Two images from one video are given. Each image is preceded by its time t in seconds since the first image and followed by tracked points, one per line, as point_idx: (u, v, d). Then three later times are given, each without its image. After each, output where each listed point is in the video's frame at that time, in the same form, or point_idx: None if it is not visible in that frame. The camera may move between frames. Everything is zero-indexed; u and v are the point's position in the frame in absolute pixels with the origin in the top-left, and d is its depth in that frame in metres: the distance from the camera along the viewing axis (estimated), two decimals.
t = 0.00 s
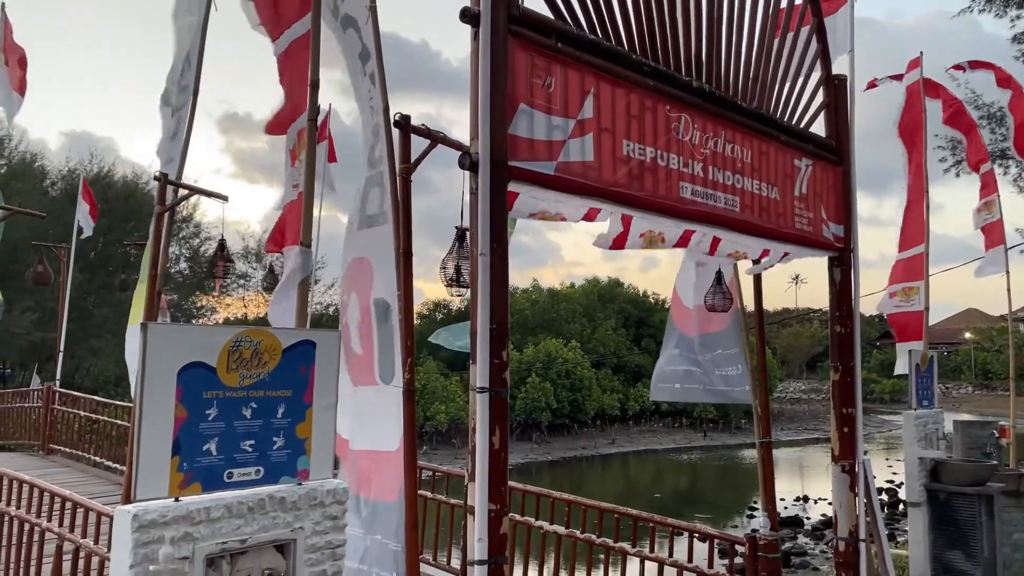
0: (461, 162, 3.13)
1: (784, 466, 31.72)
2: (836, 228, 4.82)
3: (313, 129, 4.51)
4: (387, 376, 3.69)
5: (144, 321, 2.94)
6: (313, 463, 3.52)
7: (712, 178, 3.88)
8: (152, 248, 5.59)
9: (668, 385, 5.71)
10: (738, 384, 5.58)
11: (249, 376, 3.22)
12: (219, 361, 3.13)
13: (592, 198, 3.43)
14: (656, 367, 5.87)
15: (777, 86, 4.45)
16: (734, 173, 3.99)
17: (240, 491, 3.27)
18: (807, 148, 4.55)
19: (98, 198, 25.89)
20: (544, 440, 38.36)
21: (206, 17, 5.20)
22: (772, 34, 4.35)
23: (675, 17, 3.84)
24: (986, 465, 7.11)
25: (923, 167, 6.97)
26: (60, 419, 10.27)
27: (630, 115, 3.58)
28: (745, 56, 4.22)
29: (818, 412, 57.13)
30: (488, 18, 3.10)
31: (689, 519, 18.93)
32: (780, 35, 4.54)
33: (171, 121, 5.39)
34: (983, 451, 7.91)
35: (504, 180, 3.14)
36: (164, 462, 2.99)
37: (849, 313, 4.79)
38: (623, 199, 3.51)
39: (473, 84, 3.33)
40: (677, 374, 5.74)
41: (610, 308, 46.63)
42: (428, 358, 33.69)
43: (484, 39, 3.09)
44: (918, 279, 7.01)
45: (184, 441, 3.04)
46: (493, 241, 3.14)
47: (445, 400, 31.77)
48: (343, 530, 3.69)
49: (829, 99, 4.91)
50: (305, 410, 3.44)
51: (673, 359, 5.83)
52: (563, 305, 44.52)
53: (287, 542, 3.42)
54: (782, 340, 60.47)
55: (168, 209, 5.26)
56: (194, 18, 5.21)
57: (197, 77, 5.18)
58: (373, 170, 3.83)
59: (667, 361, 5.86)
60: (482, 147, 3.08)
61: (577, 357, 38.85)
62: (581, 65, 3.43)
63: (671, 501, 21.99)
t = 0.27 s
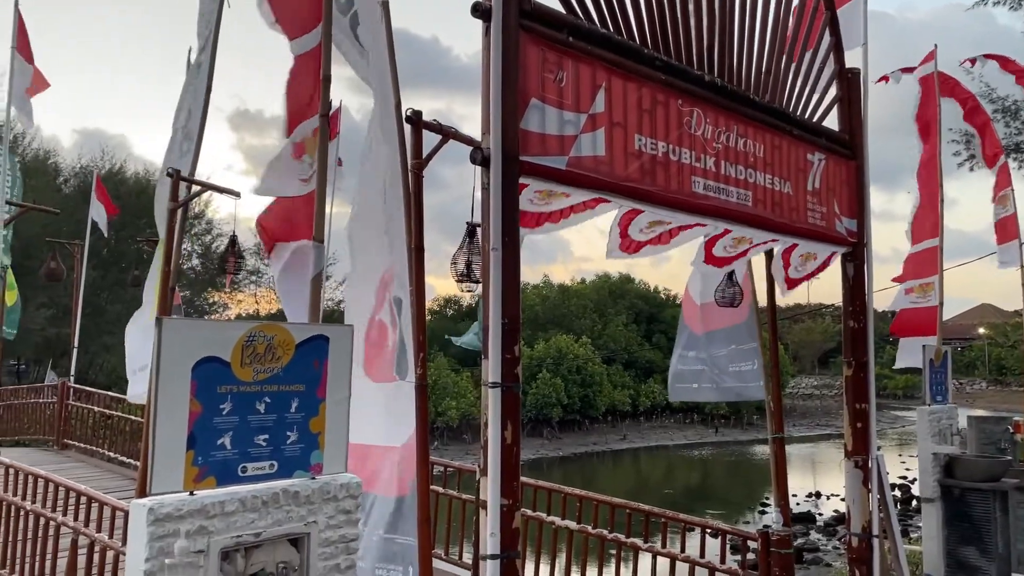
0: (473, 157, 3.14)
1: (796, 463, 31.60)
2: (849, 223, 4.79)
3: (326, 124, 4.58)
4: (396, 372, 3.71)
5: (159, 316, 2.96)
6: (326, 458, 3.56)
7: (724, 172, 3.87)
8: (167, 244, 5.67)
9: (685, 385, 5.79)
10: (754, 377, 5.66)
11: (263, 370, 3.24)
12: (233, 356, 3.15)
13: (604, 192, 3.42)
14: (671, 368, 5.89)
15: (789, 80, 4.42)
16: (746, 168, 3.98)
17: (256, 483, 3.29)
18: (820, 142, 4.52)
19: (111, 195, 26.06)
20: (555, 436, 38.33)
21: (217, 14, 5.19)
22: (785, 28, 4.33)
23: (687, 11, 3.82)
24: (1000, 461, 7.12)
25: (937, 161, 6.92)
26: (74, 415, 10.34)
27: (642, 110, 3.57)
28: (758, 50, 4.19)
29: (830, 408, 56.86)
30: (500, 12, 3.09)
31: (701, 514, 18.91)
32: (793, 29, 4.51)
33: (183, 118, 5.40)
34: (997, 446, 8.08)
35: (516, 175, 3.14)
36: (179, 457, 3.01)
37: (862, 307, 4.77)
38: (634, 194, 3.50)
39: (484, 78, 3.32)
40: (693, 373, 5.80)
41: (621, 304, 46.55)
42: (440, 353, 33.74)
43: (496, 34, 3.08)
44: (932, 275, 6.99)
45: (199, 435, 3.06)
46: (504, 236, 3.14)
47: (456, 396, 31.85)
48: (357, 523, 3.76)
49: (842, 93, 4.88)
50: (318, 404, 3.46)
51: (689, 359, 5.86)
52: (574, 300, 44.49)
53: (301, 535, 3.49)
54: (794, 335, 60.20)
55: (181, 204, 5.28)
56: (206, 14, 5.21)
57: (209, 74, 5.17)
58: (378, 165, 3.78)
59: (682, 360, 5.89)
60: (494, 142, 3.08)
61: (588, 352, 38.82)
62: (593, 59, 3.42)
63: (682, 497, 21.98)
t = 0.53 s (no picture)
0: (485, 153, 3.14)
1: (809, 459, 31.45)
2: (862, 218, 4.77)
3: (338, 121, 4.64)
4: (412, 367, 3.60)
5: (174, 313, 3.07)
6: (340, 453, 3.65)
7: (736, 167, 3.85)
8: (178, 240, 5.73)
9: (700, 386, 5.68)
10: (767, 372, 5.54)
11: (276, 365, 3.32)
12: (247, 353, 3.25)
13: (615, 187, 3.41)
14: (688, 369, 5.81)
15: (802, 73, 4.40)
16: (758, 162, 3.96)
17: (270, 478, 3.38)
18: (832, 137, 4.50)
19: (124, 192, 26.26)
20: (565, 432, 38.37)
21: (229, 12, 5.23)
22: (798, 21, 4.30)
23: (698, 5, 3.81)
24: (1015, 458, 7.21)
25: (951, 155, 6.83)
26: (89, 410, 10.40)
27: (654, 104, 3.56)
28: (769, 43, 4.18)
29: (843, 404, 56.58)
30: (511, 6, 3.08)
31: (714, 510, 18.84)
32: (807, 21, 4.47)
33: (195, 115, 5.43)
34: (1011, 442, 8.11)
35: (528, 170, 3.14)
36: (194, 452, 3.11)
37: (876, 302, 4.75)
38: (646, 188, 3.49)
39: (495, 74, 3.32)
40: (706, 374, 5.72)
41: (632, 300, 46.47)
42: (450, 349, 33.82)
43: (507, 27, 3.08)
44: (948, 269, 6.87)
45: (214, 429, 3.16)
46: (516, 232, 3.13)
47: (467, 392, 31.91)
48: (368, 517, 3.95)
49: (855, 86, 4.85)
50: (331, 399, 3.54)
51: (703, 360, 5.79)
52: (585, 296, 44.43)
53: (314, 530, 3.65)
54: (807, 330, 59.91)
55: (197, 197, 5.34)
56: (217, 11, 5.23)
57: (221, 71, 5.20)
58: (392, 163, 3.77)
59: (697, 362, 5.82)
60: (506, 138, 3.07)
61: (599, 348, 38.83)
62: (604, 54, 3.41)
63: (694, 493, 21.94)
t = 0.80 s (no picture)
0: (497, 149, 3.13)
1: (821, 455, 31.35)
2: (875, 213, 4.74)
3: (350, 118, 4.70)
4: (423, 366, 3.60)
5: (189, 309, 3.11)
6: (353, 449, 3.67)
7: (749, 162, 3.84)
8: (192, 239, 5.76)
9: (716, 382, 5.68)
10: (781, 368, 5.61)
11: (291, 361, 3.37)
12: (262, 348, 3.28)
13: (628, 183, 3.40)
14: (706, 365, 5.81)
15: (815, 67, 4.37)
16: (771, 157, 3.94)
17: (284, 473, 3.44)
18: (846, 131, 4.48)
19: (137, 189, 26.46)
20: (576, 428, 38.38)
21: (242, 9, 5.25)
22: (810, 15, 4.27)
23: None
24: None
25: (966, 150, 6.73)
26: (104, 406, 10.48)
27: (666, 100, 3.55)
28: (781, 38, 4.16)
29: (855, 400, 56.35)
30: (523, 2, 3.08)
31: (726, 506, 18.83)
32: (819, 16, 4.45)
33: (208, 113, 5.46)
34: None
35: (540, 166, 3.13)
36: (209, 447, 3.15)
37: (889, 298, 4.73)
38: (658, 184, 3.48)
39: (507, 70, 3.31)
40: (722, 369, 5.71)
41: (643, 296, 46.40)
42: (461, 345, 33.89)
43: (520, 22, 3.07)
44: (962, 264, 6.82)
45: (229, 424, 3.19)
46: (527, 228, 3.13)
47: (478, 388, 31.99)
48: (382, 513, 3.95)
49: (868, 81, 4.83)
50: (345, 395, 3.59)
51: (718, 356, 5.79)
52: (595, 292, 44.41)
53: (328, 525, 3.67)
54: (819, 326, 59.68)
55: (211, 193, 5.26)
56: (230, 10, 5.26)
57: (233, 70, 5.23)
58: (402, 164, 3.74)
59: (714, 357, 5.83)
60: (518, 133, 3.07)
61: (610, 344, 38.81)
62: (616, 49, 3.40)
63: (705, 489, 21.93)
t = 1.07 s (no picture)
0: (509, 145, 3.13)
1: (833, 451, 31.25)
2: (890, 208, 4.71)
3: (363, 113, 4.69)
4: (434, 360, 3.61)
5: (204, 305, 3.15)
6: (367, 443, 3.70)
7: (762, 157, 3.82)
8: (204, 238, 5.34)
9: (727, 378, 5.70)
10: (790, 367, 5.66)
11: (304, 356, 3.40)
12: (276, 344, 3.33)
13: (640, 178, 3.39)
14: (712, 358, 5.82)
15: (829, 61, 4.35)
16: (784, 153, 3.92)
17: (298, 468, 3.49)
18: (860, 126, 4.45)
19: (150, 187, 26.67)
20: (587, 424, 38.38)
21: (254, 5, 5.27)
22: (823, 9, 4.24)
23: None
24: None
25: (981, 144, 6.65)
26: (117, 402, 10.55)
27: (678, 95, 3.53)
28: (794, 32, 4.13)
29: (867, 397, 56.10)
30: None
31: (737, 503, 18.80)
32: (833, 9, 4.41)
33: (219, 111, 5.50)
34: None
35: (552, 162, 3.13)
36: (224, 443, 3.20)
37: (903, 294, 4.71)
38: (671, 179, 3.47)
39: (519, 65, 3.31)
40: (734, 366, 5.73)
41: (654, 292, 46.33)
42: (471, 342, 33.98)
43: (532, 18, 3.06)
44: (976, 261, 6.79)
45: (243, 420, 3.25)
46: (539, 224, 3.13)
47: (489, 384, 32.08)
48: (397, 507, 3.95)
49: (883, 75, 4.79)
50: (358, 390, 3.62)
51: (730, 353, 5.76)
52: (607, 289, 44.42)
53: (343, 520, 3.70)
54: (831, 322, 59.44)
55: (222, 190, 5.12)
56: (241, 9, 5.28)
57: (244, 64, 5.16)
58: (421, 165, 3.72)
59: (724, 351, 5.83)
60: (530, 129, 3.06)
61: (621, 341, 38.78)
62: (628, 44, 3.38)
63: (718, 485, 21.92)
